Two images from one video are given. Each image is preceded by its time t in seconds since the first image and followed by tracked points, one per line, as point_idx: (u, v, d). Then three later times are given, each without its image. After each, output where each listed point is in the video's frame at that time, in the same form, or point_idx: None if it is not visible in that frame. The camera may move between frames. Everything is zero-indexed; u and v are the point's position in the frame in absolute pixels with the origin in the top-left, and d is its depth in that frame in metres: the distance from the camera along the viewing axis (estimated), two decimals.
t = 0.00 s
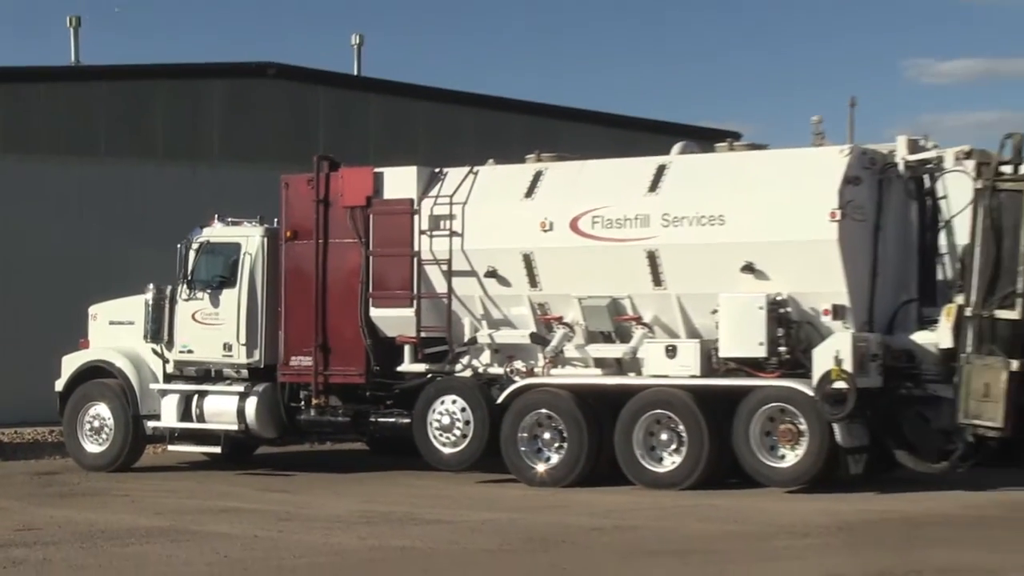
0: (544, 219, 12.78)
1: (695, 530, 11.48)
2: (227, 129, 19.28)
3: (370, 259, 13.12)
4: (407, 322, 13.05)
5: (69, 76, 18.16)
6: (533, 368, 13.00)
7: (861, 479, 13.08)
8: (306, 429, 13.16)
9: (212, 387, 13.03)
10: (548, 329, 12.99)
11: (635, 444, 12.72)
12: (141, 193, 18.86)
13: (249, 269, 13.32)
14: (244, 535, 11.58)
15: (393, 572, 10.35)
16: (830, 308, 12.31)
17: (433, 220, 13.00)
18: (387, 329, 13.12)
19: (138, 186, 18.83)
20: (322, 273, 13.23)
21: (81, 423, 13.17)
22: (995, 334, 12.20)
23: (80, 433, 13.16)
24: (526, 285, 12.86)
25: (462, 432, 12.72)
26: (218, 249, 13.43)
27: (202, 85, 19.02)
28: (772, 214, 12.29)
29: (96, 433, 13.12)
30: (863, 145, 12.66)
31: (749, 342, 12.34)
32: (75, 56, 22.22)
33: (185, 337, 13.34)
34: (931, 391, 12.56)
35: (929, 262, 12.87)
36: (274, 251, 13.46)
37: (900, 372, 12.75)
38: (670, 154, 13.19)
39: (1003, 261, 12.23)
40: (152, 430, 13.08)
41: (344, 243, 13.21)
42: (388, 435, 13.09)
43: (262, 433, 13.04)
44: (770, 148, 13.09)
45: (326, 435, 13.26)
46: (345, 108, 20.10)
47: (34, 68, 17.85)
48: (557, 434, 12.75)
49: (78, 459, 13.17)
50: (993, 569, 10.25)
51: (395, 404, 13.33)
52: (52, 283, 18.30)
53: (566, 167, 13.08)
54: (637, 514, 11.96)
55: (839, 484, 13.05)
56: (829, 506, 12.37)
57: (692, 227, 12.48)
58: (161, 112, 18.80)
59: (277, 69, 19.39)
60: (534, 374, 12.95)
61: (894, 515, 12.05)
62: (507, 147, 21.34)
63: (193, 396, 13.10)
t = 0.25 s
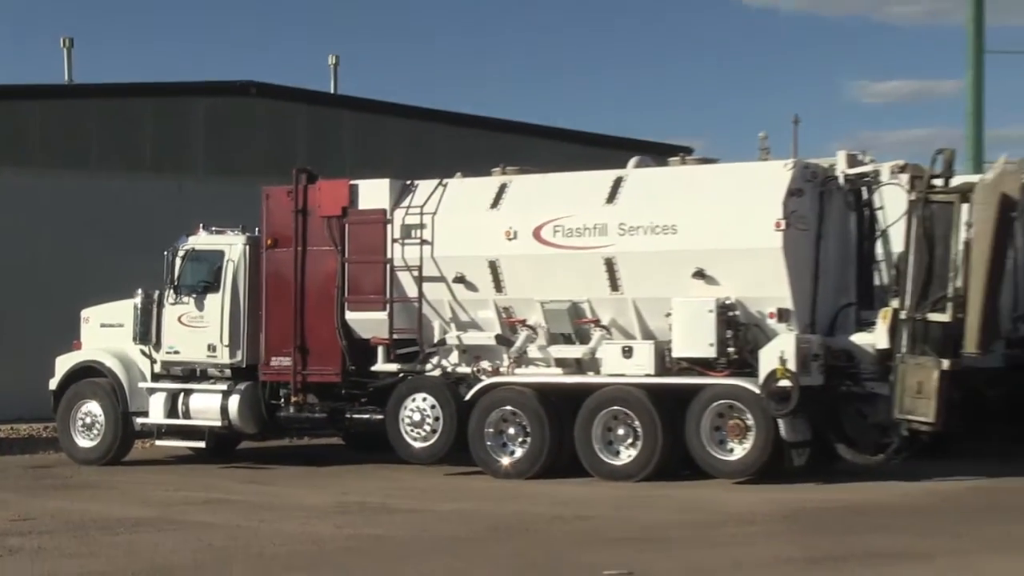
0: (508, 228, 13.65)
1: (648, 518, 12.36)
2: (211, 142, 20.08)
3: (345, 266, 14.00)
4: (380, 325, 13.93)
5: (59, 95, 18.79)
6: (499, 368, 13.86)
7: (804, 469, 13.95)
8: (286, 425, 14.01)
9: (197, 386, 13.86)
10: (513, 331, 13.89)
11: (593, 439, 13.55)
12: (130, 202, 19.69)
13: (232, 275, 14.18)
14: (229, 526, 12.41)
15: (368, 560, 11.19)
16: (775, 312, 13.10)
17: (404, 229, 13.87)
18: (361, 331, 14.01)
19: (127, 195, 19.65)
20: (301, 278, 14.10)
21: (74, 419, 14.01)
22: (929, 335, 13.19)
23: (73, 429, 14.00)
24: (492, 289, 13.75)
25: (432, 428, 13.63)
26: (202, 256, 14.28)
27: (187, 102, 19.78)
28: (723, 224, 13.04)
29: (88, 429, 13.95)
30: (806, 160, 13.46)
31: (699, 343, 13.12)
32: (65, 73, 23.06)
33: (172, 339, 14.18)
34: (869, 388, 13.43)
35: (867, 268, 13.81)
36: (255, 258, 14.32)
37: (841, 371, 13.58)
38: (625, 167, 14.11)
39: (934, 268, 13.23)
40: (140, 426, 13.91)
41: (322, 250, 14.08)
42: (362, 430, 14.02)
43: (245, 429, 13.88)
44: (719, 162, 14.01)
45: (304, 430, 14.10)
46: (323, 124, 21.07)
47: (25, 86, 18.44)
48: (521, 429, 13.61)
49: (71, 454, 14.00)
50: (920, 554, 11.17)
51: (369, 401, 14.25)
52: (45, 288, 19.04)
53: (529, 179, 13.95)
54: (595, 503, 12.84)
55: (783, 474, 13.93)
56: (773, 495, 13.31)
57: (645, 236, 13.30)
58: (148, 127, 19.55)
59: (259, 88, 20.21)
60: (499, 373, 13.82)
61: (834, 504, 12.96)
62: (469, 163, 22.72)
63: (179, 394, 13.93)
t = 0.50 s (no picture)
0: (476, 237, 14.56)
1: (605, 507, 13.32)
2: (196, 156, 20.98)
3: (323, 272, 14.92)
4: (355, 327, 14.87)
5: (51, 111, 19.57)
6: (467, 368, 14.80)
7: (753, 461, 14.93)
8: (267, 422, 14.92)
9: (183, 386, 14.72)
10: (480, 334, 14.82)
11: (555, 434, 14.45)
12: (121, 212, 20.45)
13: (216, 281, 15.08)
14: (215, 516, 13.30)
15: (347, 549, 12.10)
16: (725, 315, 14.01)
17: (377, 237, 14.80)
18: (338, 333, 14.95)
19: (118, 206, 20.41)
20: (280, 284, 15.00)
21: (66, 417, 14.87)
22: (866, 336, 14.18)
23: (66, 426, 14.86)
24: (460, 294, 14.68)
25: (404, 424, 14.58)
26: (188, 263, 15.18)
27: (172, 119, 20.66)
28: (676, 233, 13.95)
29: (80, 426, 14.81)
30: (754, 173, 14.41)
31: (655, 345, 14.00)
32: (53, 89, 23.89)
33: (159, 341, 15.06)
34: (812, 387, 14.40)
35: (809, 275, 14.83)
36: (238, 264, 15.21)
37: (786, 369, 14.58)
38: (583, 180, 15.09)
39: (872, 274, 14.19)
40: (130, 423, 14.77)
41: (300, 257, 15.00)
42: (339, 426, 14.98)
43: (228, 425, 14.74)
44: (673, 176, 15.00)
45: (285, 427, 15.01)
46: (301, 140, 22.09)
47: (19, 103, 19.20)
48: (488, 425, 14.54)
49: (64, 449, 14.87)
50: (854, 541, 12.17)
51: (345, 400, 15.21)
52: (40, 293, 19.70)
53: (496, 191, 14.86)
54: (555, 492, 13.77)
55: (732, 465, 14.91)
56: (723, 485, 14.28)
57: (604, 244, 14.18)
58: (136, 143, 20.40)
59: (241, 105, 21.16)
60: (467, 373, 14.76)
61: (776, 493, 13.94)
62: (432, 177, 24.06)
63: (166, 392, 14.78)
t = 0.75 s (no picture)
0: (447, 245, 15.54)
1: (568, 498, 14.32)
2: (183, 170, 21.87)
3: (302, 278, 15.86)
4: (333, 331, 15.85)
5: (45, 129, 20.35)
6: (438, 368, 15.76)
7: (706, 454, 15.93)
8: (249, 420, 15.87)
9: (170, 386, 15.62)
10: (449, 336, 15.81)
11: (520, 430, 15.44)
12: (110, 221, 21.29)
13: (202, 286, 16.01)
14: (203, 509, 14.23)
15: (328, 539, 13.05)
16: (679, 318, 14.94)
17: (353, 245, 15.76)
18: (316, 335, 15.92)
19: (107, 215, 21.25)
20: (262, 289, 15.93)
21: (59, 415, 15.75)
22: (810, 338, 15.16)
23: (59, 423, 15.75)
24: (432, 299, 15.67)
25: (378, 421, 15.57)
26: (175, 269, 16.11)
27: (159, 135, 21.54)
28: (634, 241, 14.91)
29: (72, 423, 15.69)
30: (706, 186, 15.33)
31: (613, 346, 14.91)
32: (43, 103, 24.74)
33: (148, 343, 15.98)
34: (760, 386, 15.37)
35: (757, 282, 15.87)
36: (222, 271, 16.14)
37: (735, 369, 15.56)
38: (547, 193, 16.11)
39: (814, 280, 15.21)
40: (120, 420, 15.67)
41: (281, 264, 15.93)
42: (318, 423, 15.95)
43: (213, 423, 15.65)
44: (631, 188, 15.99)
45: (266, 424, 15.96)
46: (280, 155, 23.04)
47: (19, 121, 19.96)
48: (457, 422, 15.51)
49: (58, 445, 15.76)
50: (797, 530, 13.24)
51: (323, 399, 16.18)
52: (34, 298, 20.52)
53: (465, 203, 15.83)
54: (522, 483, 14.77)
55: (687, 458, 15.91)
56: (676, 477, 15.31)
57: (567, 253, 15.12)
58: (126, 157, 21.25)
59: (226, 121, 22.08)
60: (438, 373, 15.73)
61: (729, 483, 14.98)
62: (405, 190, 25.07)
63: (154, 392, 15.68)
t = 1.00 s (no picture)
0: (421, 254, 16.60)
1: (533, 489, 15.38)
2: (171, 183, 22.85)
3: (284, 284, 16.89)
4: (313, 334, 16.89)
5: (37, 144, 21.35)
6: (410, 368, 16.79)
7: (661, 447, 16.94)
8: (235, 417, 16.91)
9: (159, 386, 16.62)
10: (422, 339, 16.86)
11: (488, 427, 16.49)
12: (104, 231, 22.23)
13: (189, 292, 17.01)
14: (193, 503, 15.24)
15: (311, 531, 14.08)
16: (637, 321, 15.98)
17: (332, 254, 16.82)
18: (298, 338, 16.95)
19: (101, 225, 22.18)
20: (246, 295, 16.94)
21: (55, 413, 16.74)
22: (758, 340, 16.17)
23: (55, 421, 16.73)
24: (405, 303, 16.72)
25: (356, 419, 16.62)
26: (164, 276, 17.12)
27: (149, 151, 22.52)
28: (595, 250, 15.92)
29: (67, 422, 16.69)
30: (662, 198, 16.38)
31: (575, 348, 15.94)
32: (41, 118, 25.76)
33: (138, 345, 16.98)
34: (713, 385, 16.32)
35: (709, 288, 16.93)
36: (208, 278, 17.13)
37: (690, 369, 16.49)
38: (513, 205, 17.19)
39: (763, 286, 16.38)
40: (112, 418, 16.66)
41: (264, 271, 16.96)
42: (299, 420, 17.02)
43: (199, 420, 16.65)
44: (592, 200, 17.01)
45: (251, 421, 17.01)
46: (264, 169, 24.07)
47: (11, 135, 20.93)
48: (429, 419, 16.54)
49: (53, 442, 16.74)
50: (744, 519, 14.36)
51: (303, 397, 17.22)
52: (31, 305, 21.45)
53: (436, 214, 16.90)
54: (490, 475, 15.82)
55: (642, 451, 16.92)
56: (635, 469, 16.40)
57: (532, 261, 16.16)
58: (118, 172, 22.21)
59: (213, 138, 23.11)
60: (411, 373, 16.77)
61: (683, 475, 16.07)
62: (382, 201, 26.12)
63: (144, 392, 16.67)
